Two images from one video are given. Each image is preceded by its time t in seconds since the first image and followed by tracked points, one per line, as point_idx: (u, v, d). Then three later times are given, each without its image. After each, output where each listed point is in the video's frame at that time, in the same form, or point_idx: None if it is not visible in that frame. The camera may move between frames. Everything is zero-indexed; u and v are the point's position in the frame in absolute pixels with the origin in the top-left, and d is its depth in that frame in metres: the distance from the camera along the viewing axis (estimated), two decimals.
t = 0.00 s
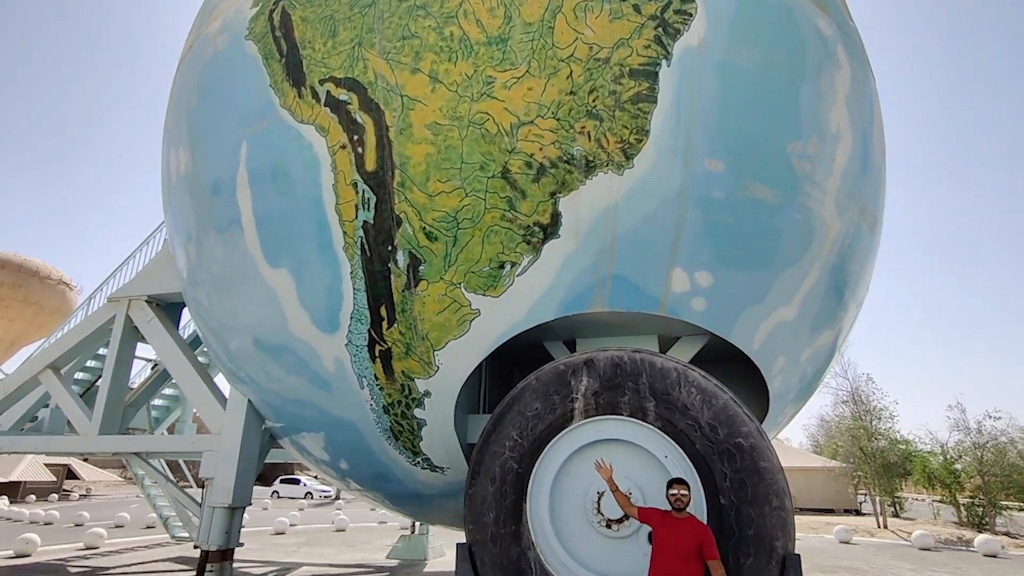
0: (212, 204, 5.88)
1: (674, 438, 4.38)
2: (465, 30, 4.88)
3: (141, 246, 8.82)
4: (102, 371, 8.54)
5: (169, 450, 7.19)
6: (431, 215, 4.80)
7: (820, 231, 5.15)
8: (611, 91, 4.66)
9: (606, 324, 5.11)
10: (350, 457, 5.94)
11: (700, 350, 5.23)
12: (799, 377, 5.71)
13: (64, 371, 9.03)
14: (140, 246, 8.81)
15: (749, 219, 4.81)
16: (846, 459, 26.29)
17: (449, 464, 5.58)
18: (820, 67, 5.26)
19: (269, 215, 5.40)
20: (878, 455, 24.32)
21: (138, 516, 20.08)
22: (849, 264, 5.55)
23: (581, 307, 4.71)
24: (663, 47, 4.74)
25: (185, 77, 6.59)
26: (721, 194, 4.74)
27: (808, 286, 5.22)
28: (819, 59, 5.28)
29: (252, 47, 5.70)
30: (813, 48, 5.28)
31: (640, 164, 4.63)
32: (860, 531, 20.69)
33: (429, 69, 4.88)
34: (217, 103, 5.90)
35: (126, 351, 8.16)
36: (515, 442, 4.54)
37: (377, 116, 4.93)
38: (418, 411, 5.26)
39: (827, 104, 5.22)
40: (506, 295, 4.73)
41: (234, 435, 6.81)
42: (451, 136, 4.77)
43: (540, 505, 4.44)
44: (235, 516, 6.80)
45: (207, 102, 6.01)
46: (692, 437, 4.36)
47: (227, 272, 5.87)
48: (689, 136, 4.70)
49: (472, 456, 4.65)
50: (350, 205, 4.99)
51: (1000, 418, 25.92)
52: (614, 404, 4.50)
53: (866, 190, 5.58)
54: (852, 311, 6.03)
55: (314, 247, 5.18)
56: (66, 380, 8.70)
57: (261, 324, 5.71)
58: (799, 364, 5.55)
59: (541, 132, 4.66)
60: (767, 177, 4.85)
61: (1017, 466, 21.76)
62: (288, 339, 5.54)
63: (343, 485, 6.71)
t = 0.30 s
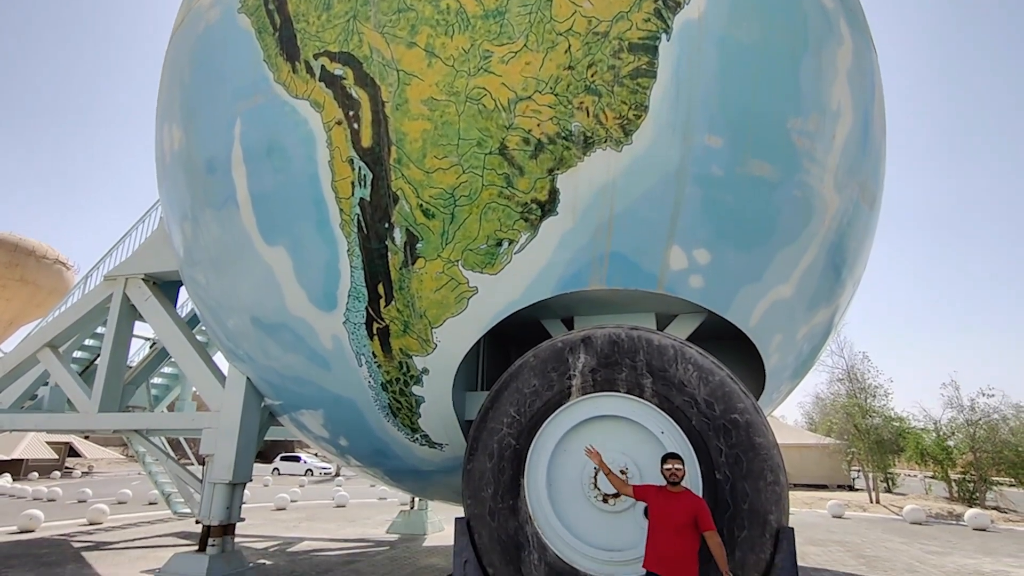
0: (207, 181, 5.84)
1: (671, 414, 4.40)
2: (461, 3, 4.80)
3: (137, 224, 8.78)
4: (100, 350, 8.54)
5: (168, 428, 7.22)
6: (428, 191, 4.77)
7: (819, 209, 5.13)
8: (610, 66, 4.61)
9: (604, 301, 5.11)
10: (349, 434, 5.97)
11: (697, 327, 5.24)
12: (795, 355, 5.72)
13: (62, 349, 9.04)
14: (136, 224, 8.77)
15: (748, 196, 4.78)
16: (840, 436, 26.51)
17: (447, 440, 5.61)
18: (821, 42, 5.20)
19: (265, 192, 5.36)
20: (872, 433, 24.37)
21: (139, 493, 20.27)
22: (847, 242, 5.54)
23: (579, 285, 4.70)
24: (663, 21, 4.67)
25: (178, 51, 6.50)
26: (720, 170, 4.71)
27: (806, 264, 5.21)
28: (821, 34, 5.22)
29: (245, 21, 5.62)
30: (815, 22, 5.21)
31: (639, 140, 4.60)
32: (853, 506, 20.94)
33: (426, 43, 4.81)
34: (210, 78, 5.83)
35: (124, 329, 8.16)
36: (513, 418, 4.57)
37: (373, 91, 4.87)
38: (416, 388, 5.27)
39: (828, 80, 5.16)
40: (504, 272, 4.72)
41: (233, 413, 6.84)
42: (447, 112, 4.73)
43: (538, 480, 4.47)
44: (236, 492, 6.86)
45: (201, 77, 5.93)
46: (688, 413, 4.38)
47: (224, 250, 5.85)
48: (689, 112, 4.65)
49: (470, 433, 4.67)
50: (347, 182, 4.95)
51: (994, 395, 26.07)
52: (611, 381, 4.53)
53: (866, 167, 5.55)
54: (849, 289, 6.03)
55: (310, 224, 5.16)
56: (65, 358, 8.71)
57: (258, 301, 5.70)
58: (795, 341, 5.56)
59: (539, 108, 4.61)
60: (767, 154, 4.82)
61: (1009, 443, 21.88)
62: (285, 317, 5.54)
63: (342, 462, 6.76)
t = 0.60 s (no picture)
0: (200, 155, 5.77)
1: (666, 387, 4.42)
2: None
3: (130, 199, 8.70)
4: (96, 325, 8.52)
5: (166, 403, 7.24)
6: (424, 165, 4.73)
7: (817, 183, 5.10)
8: (608, 37, 4.54)
9: (600, 277, 5.11)
10: (347, 408, 5.98)
11: (694, 302, 5.24)
12: (791, 330, 5.74)
13: (59, 325, 9.02)
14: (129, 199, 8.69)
15: (747, 170, 4.75)
16: (834, 411, 26.72)
17: (445, 415, 5.64)
18: (823, 13, 5.12)
19: (259, 166, 5.31)
20: (864, 407, 24.76)
21: (139, 468, 20.41)
22: (845, 217, 5.52)
23: (576, 260, 4.69)
24: None
25: (168, 22, 6.38)
26: (719, 144, 4.67)
27: (803, 239, 5.20)
28: (822, 4, 5.14)
29: None
30: None
31: (637, 113, 4.55)
32: (844, 479, 21.20)
33: (420, 13, 4.73)
34: (202, 49, 5.73)
35: (120, 304, 8.14)
36: (510, 392, 4.59)
37: (367, 63, 4.80)
38: (413, 362, 5.28)
39: (829, 52, 5.10)
40: (500, 247, 4.70)
41: (232, 387, 6.85)
42: (443, 83, 4.67)
43: (534, 454, 4.49)
44: (236, 465, 6.91)
45: (192, 48, 5.84)
46: (684, 387, 4.40)
47: (219, 224, 5.81)
48: (687, 85, 4.60)
49: (467, 407, 4.70)
50: (341, 155, 4.91)
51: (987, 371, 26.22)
52: (608, 355, 4.54)
53: (865, 141, 5.51)
54: (845, 264, 6.03)
55: (305, 198, 5.12)
56: (61, 334, 8.69)
57: (254, 277, 5.68)
58: (791, 316, 5.57)
59: (536, 80, 4.55)
60: (766, 127, 4.77)
61: (999, 417, 21.92)
62: (282, 292, 5.52)
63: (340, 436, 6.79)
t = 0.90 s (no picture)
0: (190, 125, 5.69)
1: (661, 360, 4.43)
2: None
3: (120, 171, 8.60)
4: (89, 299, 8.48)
5: (161, 376, 7.23)
6: (419, 136, 4.67)
7: (814, 156, 5.06)
8: (605, 5, 4.46)
9: (596, 251, 5.10)
10: (343, 381, 5.99)
11: (689, 276, 5.24)
12: (785, 304, 5.75)
13: (51, 299, 8.97)
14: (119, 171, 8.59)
15: (744, 143, 4.71)
16: (824, 385, 26.96)
17: (440, 388, 5.65)
18: None
19: (251, 137, 5.23)
20: (854, 382, 25.00)
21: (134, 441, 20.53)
22: (841, 190, 5.49)
23: (571, 233, 4.67)
24: None
25: None
26: (717, 116, 4.62)
27: (799, 212, 5.18)
28: None
29: None
30: None
31: (635, 84, 4.49)
32: (832, 452, 21.48)
33: None
34: (190, 16, 5.61)
35: (112, 277, 8.08)
36: (505, 365, 4.60)
37: (360, 30, 4.71)
38: (408, 336, 5.27)
39: (830, 21, 5.02)
40: (496, 219, 4.66)
41: (226, 361, 6.85)
42: (437, 52, 4.59)
43: (529, 426, 4.52)
44: (232, 438, 6.94)
45: (180, 15, 5.71)
46: (678, 360, 4.41)
47: (210, 197, 5.74)
48: (686, 55, 4.53)
49: (462, 379, 4.71)
50: (334, 126, 4.84)
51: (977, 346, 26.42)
52: (603, 328, 4.54)
53: (864, 114, 5.46)
54: (840, 239, 6.01)
55: (298, 169, 5.06)
56: (53, 307, 8.65)
57: (247, 250, 5.63)
58: (785, 291, 5.57)
59: (532, 49, 4.48)
60: (764, 99, 4.71)
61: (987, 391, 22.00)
62: (275, 265, 5.49)
63: (336, 410, 6.80)
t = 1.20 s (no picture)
0: (179, 96, 5.58)
1: (656, 334, 4.43)
2: None
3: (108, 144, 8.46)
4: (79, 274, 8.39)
5: (154, 350, 7.20)
6: (412, 107, 4.60)
7: (812, 130, 5.01)
8: None
9: (591, 225, 5.07)
10: (338, 356, 5.97)
11: (685, 251, 5.22)
12: (779, 279, 5.74)
13: (40, 274, 8.88)
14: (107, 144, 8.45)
15: (742, 115, 4.65)
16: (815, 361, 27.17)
17: (435, 362, 5.64)
18: None
19: (242, 108, 5.15)
20: (844, 356, 24.89)
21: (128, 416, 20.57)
22: (838, 165, 5.45)
23: (567, 207, 4.64)
24: None
25: None
26: (715, 89, 4.55)
27: (796, 187, 5.14)
28: None
29: None
30: None
31: (633, 54, 4.42)
32: (821, 426, 21.75)
33: None
34: None
35: (102, 252, 8.00)
36: (500, 339, 4.59)
37: None
38: (403, 310, 5.25)
39: None
40: (491, 193, 4.62)
41: (220, 335, 6.81)
42: (431, 21, 4.50)
43: (524, 401, 4.51)
44: (227, 412, 6.94)
45: None
46: (673, 334, 4.41)
47: (201, 170, 5.66)
48: (684, 25, 4.46)
49: (457, 353, 4.70)
50: (326, 96, 4.76)
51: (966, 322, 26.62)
52: (598, 303, 4.52)
53: (863, 87, 5.40)
54: (835, 214, 5.99)
55: (290, 141, 4.98)
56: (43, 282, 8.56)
57: (239, 224, 5.57)
58: (780, 266, 5.57)
59: (528, 18, 4.39)
60: (763, 71, 4.65)
61: (973, 365, 22.30)
62: (268, 239, 5.43)
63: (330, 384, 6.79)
